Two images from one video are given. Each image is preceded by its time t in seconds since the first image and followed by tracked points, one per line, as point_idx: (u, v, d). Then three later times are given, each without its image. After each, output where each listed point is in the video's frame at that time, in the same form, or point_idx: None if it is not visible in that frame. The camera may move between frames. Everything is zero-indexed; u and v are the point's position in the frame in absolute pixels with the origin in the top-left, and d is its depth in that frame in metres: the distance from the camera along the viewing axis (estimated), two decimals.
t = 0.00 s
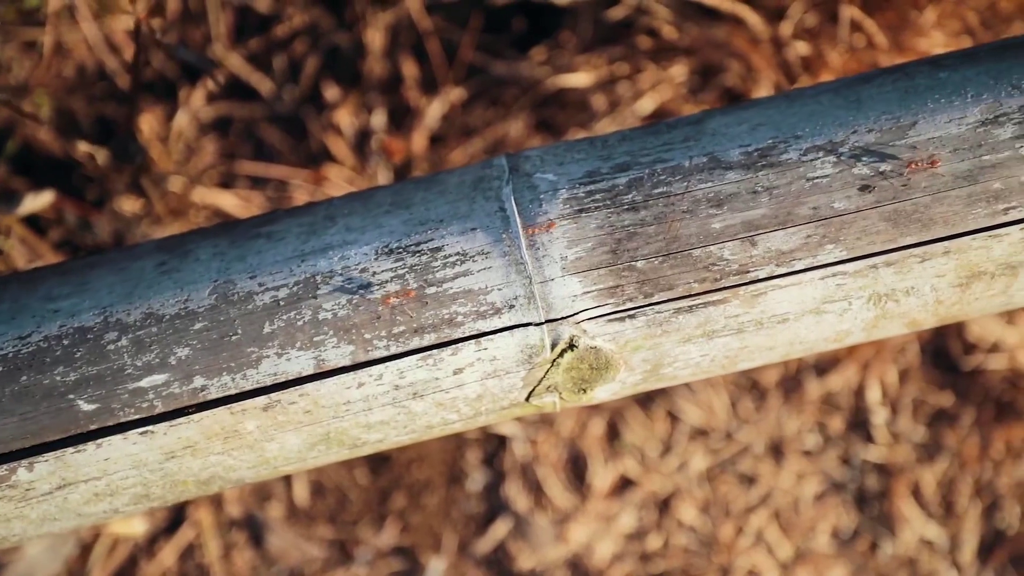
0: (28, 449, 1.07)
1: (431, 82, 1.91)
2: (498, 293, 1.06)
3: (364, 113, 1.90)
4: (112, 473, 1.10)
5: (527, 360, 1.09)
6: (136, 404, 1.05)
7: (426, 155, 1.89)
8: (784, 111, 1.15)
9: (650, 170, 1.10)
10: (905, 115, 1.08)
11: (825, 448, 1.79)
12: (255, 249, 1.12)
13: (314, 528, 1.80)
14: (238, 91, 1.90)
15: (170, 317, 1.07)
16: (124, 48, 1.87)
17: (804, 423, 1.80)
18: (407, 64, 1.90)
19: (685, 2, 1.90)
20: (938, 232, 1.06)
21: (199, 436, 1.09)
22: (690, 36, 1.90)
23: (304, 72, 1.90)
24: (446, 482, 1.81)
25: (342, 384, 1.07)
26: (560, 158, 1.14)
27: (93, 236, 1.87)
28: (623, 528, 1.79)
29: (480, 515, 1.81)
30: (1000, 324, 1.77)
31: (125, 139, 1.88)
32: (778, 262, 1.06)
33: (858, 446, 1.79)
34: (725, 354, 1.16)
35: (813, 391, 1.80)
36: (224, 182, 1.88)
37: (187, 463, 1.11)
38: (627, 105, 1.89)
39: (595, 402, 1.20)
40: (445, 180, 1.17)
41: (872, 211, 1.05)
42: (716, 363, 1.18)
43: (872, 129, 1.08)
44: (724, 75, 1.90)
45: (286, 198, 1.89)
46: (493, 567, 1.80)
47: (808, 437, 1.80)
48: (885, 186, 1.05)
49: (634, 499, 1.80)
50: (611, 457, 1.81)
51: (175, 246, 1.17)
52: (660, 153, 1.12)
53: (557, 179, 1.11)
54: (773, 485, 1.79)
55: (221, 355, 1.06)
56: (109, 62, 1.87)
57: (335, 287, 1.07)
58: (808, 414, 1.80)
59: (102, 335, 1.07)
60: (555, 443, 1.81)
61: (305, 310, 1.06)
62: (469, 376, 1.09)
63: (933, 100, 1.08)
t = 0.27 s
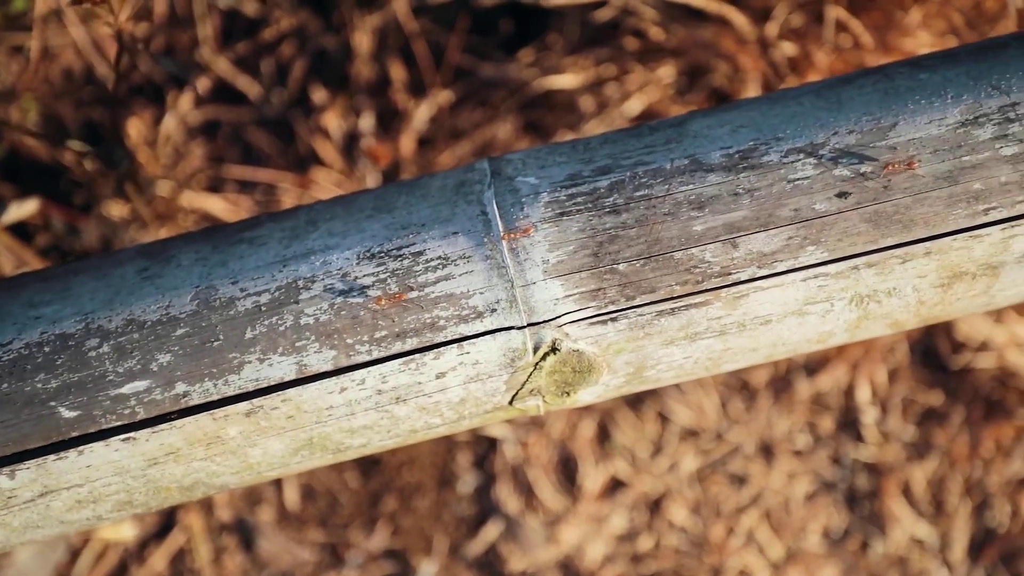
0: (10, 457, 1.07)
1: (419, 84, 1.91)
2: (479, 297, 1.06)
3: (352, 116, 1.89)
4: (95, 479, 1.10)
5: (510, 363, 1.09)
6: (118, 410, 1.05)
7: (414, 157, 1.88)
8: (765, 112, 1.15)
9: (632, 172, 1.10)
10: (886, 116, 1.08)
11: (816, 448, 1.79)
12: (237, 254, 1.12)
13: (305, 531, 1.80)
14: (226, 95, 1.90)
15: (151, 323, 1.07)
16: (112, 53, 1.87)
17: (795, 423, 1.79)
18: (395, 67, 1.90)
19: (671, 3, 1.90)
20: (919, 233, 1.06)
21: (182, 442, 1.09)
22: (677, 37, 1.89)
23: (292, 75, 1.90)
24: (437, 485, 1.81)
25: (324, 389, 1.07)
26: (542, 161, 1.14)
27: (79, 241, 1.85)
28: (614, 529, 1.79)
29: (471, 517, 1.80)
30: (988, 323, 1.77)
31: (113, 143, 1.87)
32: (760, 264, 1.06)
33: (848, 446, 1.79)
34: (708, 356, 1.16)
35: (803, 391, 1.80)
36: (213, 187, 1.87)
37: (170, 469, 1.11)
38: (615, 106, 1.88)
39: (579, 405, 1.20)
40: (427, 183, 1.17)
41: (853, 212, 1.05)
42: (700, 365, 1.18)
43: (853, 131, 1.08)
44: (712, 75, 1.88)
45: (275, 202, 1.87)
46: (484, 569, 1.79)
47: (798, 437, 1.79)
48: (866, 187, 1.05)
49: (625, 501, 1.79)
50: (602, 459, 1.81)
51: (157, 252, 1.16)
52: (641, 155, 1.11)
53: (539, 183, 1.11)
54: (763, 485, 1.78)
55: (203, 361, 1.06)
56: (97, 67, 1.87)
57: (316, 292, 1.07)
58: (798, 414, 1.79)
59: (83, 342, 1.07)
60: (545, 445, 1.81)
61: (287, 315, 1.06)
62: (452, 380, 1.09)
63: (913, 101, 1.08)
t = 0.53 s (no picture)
0: None
1: (406, 87, 1.90)
2: (460, 301, 1.06)
3: (340, 119, 1.88)
4: (77, 487, 1.10)
5: (492, 367, 1.09)
6: (99, 418, 1.05)
7: (402, 160, 1.87)
8: (746, 113, 1.15)
9: (612, 175, 1.10)
10: (865, 117, 1.08)
11: (807, 447, 1.79)
12: (218, 260, 1.12)
13: (297, 535, 1.79)
14: (214, 99, 1.90)
15: (132, 330, 1.07)
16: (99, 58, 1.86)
17: (785, 423, 1.79)
18: (382, 69, 1.89)
19: (658, 4, 1.89)
20: (899, 233, 1.06)
21: (163, 449, 1.09)
22: (664, 38, 1.88)
23: (279, 78, 1.89)
24: (428, 488, 1.81)
25: (306, 395, 1.07)
26: (523, 164, 1.14)
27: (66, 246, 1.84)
28: (606, 530, 1.78)
29: (463, 520, 1.80)
30: (976, 320, 1.77)
31: (101, 148, 1.87)
32: (740, 266, 1.06)
33: (839, 445, 1.78)
34: (691, 358, 1.16)
35: (793, 391, 1.79)
36: (201, 191, 1.87)
37: (152, 476, 1.11)
38: (603, 107, 1.87)
39: (563, 407, 1.20)
40: (408, 188, 1.17)
41: (833, 213, 1.05)
42: (682, 367, 1.18)
43: (833, 132, 1.08)
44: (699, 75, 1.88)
45: (264, 206, 1.87)
46: (476, 571, 1.79)
47: (789, 437, 1.79)
48: (845, 188, 1.05)
49: (616, 502, 1.79)
50: (593, 460, 1.80)
51: (138, 258, 1.16)
52: (622, 158, 1.11)
53: (519, 186, 1.11)
54: (754, 485, 1.78)
55: (184, 367, 1.06)
56: (83, 71, 1.87)
57: (297, 297, 1.07)
58: (789, 414, 1.79)
59: (64, 349, 1.07)
60: (536, 447, 1.81)
61: (268, 321, 1.06)
62: (433, 384, 1.09)
63: (893, 101, 1.09)
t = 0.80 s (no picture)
0: None
1: (394, 90, 1.90)
2: (441, 306, 1.06)
3: (328, 123, 1.88)
4: (59, 495, 1.11)
5: (474, 371, 1.08)
6: (80, 426, 1.05)
7: (391, 163, 1.86)
8: (726, 115, 1.15)
9: (593, 178, 1.09)
10: (845, 117, 1.08)
11: (798, 446, 1.78)
12: (199, 267, 1.12)
13: (288, 539, 1.79)
14: (201, 104, 1.89)
15: (113, 338, 1.07)
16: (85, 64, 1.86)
17: (776, 422, 1.79)
18: (370, 72, 1.89)
19: (644, 6, 1.89)
20: (879, 233, 1.06)
21: (145, 457, 1.09)
22: (650, 39, 1.88)
23: (267, 82, 1.89)
24: (419, 491, 1.81)
25: (288, 401, 1.07)
26: (504, 168, 1.14)
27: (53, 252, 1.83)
28: (598, 531, 1.78)
29: (455, 522, 1.79)
30: (966, 318, 1.77)
31: (90, 153, 1.86)
32: (721, 268, 1.06)
33: (830, 444, 1.78)
34: (673, 360, 1.16)
35: (784, 390, 1.79)
36: (190, 197, 1.86)
37: (134, 484, 1.12)
38: (591, 108, 1.86)
39: (547, 411, 1.20)
40: (390, 192, 1.17)
41: (814, 214, 1.05)
42: (665, 369, 1.18)
43: (813, 132, 1.08)
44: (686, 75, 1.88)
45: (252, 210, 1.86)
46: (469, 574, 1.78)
47: (780, 436, 1.79)
48: (826, 189, 1.05)
49: (608, 503, 1.78)
50: (585, 461, 1.80)
51: (120, 265, 1.16)
52: (603, 160, 1.11)
53: (500, 190, 1.10)
54: (746, 484, 1.77)
55: (165, 375, 1.05)
56: (70, 77, 1.86)
57: (278, 303, 1.06)
58: (780, 413, 1.79)
59: (44, 358, 1.06)
60: (528, 449, 1.81)
61: (249, 327, 1.06)
62: (415, 389, 1.09)
63: (873, 101, 1.08)
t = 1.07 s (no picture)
0: None
1: (382, 93, 1.89)
2: (423, 310, 1.05)
3: (316, 126, 1.88)
4: (41, 504, 1.10)
5: (456, 375, 1.08)
6: (61, 434, 1.06)
7: (380, 167, 1.86)
8: (708, 116, 1.15)
9: (574, 181, 1.09)
10: (826, 118, 1.08)
11: (789, 446, 1.78)
12: (180, 273, 1.11)
13: (280, 544, 1.78)
14: (189, 108, 1.89)
15: (94, 345, 1.06)
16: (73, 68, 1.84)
17: (768, 421, 1.78)
18: (358, 75, 1.88)
19: (632, 7, 1.88)
20: (860, 234, 1.06)
21: (127, 464, 1.08)
22: (637, 39, 1.88)
23: (254, 86, 1.88)
24: (411, 493, 1.80)
25: (270, 407, 1.07)
26: (486, 171, 1.14)
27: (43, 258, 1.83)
28: (590, 532, 1.78)
29: (447, 525, 1.79)
30: (956, 316, 1.75)
31: (78, 159, 1.85)
32: (703, 270, 1.06)
33: (822, 443, 1.78)
34: (657, 362, 1.16)
35: (775, 390, 1.78)
36: (179, 202, 1.85)
37: (117, 492, 1.11)
38: (579, 109, 1.86)
39: (531, 414, 1.20)
40: (371, 197, 1.16)
41: (795, 215, 1.05)
42: (648, 371, 1.18)
43: (793, 134, 1.07)
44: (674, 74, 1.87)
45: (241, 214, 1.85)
46: None
47: (772, 436, 1.78)
48: (807, 190, 1.05)
49: (600, 504, 1.78)
50: (576, 462, 1.79)
51: (101, 272, 1.15)
52: (584, 163, 1.11)
53: (482, 194, 1.10)
54: (738, 485, 1.77)
55: (146, 382, 1.05)
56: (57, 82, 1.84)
57: (260, 309, 1.06)
58: (771, 412, 1.78)
59: (25, 366, 1.06)
60: (519, 450, 1.79)
61: (230, 334, 1.05)
62: (398, 394, 1.09)
63: (853, 102, 1.08)
